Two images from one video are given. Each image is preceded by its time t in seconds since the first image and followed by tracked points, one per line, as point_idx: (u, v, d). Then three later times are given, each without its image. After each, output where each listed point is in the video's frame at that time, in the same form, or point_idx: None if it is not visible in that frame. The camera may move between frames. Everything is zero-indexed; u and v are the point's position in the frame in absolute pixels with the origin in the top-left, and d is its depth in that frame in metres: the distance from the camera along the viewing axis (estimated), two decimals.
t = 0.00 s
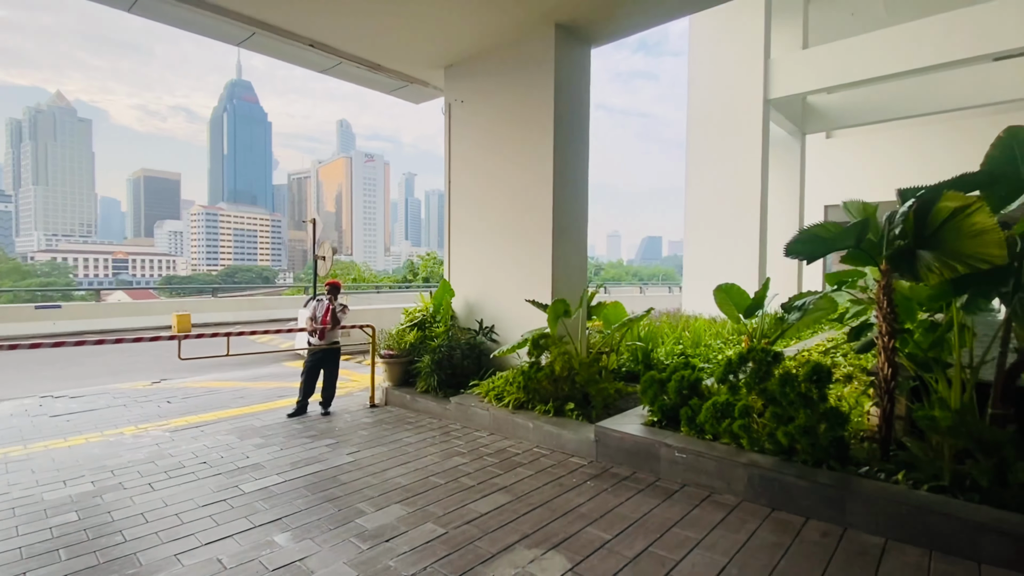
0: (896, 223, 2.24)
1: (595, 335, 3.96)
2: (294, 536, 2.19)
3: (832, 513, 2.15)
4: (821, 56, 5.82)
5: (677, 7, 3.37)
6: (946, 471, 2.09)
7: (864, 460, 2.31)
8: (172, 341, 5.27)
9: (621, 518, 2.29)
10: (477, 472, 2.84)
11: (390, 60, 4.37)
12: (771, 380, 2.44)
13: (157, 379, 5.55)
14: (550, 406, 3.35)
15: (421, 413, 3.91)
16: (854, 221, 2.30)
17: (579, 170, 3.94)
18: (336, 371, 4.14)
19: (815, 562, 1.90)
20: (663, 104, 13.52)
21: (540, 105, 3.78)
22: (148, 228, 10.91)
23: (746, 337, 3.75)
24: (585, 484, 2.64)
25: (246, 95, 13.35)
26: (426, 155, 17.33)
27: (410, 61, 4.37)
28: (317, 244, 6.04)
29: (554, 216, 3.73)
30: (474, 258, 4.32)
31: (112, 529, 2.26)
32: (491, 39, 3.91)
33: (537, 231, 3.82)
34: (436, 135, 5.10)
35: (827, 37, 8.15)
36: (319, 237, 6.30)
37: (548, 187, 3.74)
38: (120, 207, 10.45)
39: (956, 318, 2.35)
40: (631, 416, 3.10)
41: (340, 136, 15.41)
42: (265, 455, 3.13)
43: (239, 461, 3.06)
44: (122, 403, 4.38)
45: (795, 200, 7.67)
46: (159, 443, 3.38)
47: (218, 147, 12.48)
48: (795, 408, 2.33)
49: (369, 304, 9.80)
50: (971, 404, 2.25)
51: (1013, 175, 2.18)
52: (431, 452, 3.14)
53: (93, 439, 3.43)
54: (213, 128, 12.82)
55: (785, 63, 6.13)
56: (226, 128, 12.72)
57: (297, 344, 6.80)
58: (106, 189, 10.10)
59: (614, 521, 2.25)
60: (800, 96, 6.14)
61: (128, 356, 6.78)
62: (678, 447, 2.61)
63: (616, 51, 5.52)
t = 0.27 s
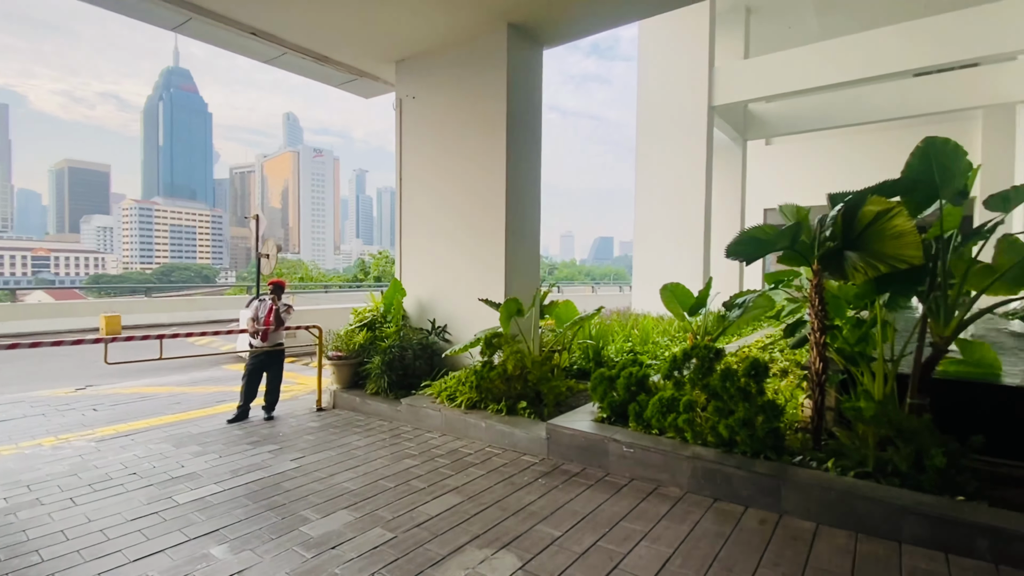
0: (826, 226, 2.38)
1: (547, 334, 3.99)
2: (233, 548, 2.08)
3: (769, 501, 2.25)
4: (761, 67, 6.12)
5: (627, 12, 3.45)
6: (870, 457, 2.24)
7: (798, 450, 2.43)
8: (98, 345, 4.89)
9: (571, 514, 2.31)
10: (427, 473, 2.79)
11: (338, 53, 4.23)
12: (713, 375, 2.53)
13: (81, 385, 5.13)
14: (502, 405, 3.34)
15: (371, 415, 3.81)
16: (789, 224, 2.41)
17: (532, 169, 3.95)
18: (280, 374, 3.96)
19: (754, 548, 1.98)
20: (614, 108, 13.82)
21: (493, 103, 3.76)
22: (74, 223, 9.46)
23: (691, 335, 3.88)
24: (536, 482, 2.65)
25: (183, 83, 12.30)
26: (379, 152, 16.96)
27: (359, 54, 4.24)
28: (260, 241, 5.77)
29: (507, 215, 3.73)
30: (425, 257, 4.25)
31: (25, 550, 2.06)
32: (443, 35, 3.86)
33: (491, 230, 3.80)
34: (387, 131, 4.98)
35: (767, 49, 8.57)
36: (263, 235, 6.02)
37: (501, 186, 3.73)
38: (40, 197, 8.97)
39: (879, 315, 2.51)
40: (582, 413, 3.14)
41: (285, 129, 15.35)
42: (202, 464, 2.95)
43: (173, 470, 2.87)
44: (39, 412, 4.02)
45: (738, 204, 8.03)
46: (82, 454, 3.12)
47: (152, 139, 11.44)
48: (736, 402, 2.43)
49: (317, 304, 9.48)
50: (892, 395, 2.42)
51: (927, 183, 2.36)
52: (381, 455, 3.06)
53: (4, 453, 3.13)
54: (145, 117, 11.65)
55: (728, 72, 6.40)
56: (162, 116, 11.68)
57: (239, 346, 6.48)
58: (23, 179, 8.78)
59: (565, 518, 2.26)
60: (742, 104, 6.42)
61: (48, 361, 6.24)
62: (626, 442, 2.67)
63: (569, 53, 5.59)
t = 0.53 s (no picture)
0: (768, 228, 2.48)
1: (502, 333, 3.97)
2: (167, 563, 1.94)
3: (716, 493, 2.33)
4: (709, 74, 6.34)
5: (580, 14, 3.48)
6: (808, 449, 2.35)
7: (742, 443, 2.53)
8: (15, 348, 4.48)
9: (526, 513, 2.30)
10: (379, 477, 2.71)
11: (286, 42, 4.05)
12: (664, 372, 2.58)
13: None
14: (457, 405, 3.30)
15: (319, 418, 3.68)
16: (734, 226, 2.50)
17: (487, 167, 3.92)
18: (222, 377, 3.74)
19: (702, 540, 2.04)
20: (569, 109, 14.00)
21: (447, 99, 3.70)
22: None
23: (643, 332, 3.97)
24: (491, 482, 2.63)
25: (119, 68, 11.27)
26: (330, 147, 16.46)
27: (308, 44, 4.08)
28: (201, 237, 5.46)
29: (462, 213, 3.68)
30: (378, 254, 4.14)
31: None
32: (396, 28, 3.77)
33: (445, 228, 3.74)
34: (338, 124, 4.82)
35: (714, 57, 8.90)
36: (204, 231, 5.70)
37: (456, 183, 3.68)
38: None
39: (816, 313, 2.64)
40: (537, 411, 3.14)
41: (229, 121, 14.40)
42: (135, 474, 2.75)
43: (101, 482, 2.66)
44: None
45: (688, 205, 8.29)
46: None
47: (82, 126, 10.34)
48: (684, 397, 2.50)
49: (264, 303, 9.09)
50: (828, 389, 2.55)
51: (860, 189, 2.50)
52: (330, 459, 2.95)
53: None
54: (73, 101, 10.52)
55: (678, 77, 6.60)
56: (92, 102, 10.59)
57: (177, 348, 6.11)
58: None
59: (519, 517, 2.25)
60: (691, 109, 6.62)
61: None
62: (580, 439, 2.69)
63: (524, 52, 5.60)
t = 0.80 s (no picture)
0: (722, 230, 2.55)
1: (463, 333, 3.94)
2: None
3: (672, 488, 2.38)
4: (666, 78, 6.50)
5: (540, 13, 3.48)
6: (758, 442, 2.44)
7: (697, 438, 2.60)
8: None
9: (487, 513, 2.28)
10: (334, 482, 2.63)
11: (235, 29, 3.86)
12: (622, 370, 2.62)
13: None
14: (416, 406, 3.24)
15: (271, 422, 3.53)
16: (690, 227, 2.56)
17: (447, 165, 3.87)
18: (165, 381, 3.52)
19: (660, 535, 2.08)
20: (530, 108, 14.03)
21: (406, 94, 3.63)
22: None
23: (602, 331, 4.03)
24: (450, 483, 2.60)
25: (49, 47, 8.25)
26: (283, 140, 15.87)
27: (259, 32, 3.90)
28: (141, 233, 5.13)
29: (421, 211, 3.62)
30: (334, 252, 4.01)
31: None
32: (353, 19, 3.65)
33: (404, 225, 3.67)
34: (291, 116, 4.64)
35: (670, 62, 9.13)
36: (146, 226, 5.36)
37: (416, 180, 3.61)
38: None
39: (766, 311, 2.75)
40: (497, 411, 3.13)
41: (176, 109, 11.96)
42: (67, 486, 2.55)
43: (27, 496, 2.45)
44: None
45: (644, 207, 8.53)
46: None
47: None
48: (642, 394, 2.54)
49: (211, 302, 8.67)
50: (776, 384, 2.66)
51: (806, 193, 2.61)
52: (282, 465, 2.84)
53: None
54: None
55: (636, 81, 6.72)
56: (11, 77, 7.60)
57: (115, 350, 5.72)
58: None
59: (480, 518, 2.23)
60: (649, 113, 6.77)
61: None
62: (540, 438, 2.69)
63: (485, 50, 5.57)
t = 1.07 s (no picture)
0: (681, 230, 2.62)
1: (426, 332, 3.88)
2: None
3: (633, 483, 2.43)
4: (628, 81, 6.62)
5: (504, 12, 3.47)
6: (714, 436, 2.52)
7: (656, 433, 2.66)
8: None
9: (449, 514, 2.26)
10: (291, 487, 2.54)
11: (185, 15, 3.67)
12: (585, 368, 2.65)
13: None
14: (377, 407, 3.18)
15: (223, 426, 3.39)
16: (651, 227, 2.61)
17: (409, 162, 3.81)
18: (107, 385, 3.32)
19: (621, 529, 2.11)
20: (494, 107, 13.99)
21: (367, 88, 3.55)
22: None
23: (565, 329, 4.07)
24: (412, 485, 2.56)
25: None
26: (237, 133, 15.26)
27: (211, 19, 3.72)
28: (81, 228, 4.81)
29: (383, 207, 3.54)
30: (291, 248, 3.88)
31: None
32: (311, 9, 3.54)
33: (365, 222, 3.59)
34: (245, 107, 4.45)
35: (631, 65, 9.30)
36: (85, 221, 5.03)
37: (377, 176, 3.53)
38: None
39: (722, 309, 2.84)
40: (461, 410, 3.10)
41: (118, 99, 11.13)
42: None
43: None
44: None
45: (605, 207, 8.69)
46: None
47: None
48: (604, 391, 2.58)
49: (158, 300, 8.24)
50: (731, 380, 2.75)
51: (760, 195, 2.70)
52: (236, 470, 2.72)
53: None
54: None
55: (599, 82, 6.81)
56: None
57: (51, 352, 5.36)
58: None
59: (442, 520, 2.21)
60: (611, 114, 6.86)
61: None
62: (503, 437, 2.69)
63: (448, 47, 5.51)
